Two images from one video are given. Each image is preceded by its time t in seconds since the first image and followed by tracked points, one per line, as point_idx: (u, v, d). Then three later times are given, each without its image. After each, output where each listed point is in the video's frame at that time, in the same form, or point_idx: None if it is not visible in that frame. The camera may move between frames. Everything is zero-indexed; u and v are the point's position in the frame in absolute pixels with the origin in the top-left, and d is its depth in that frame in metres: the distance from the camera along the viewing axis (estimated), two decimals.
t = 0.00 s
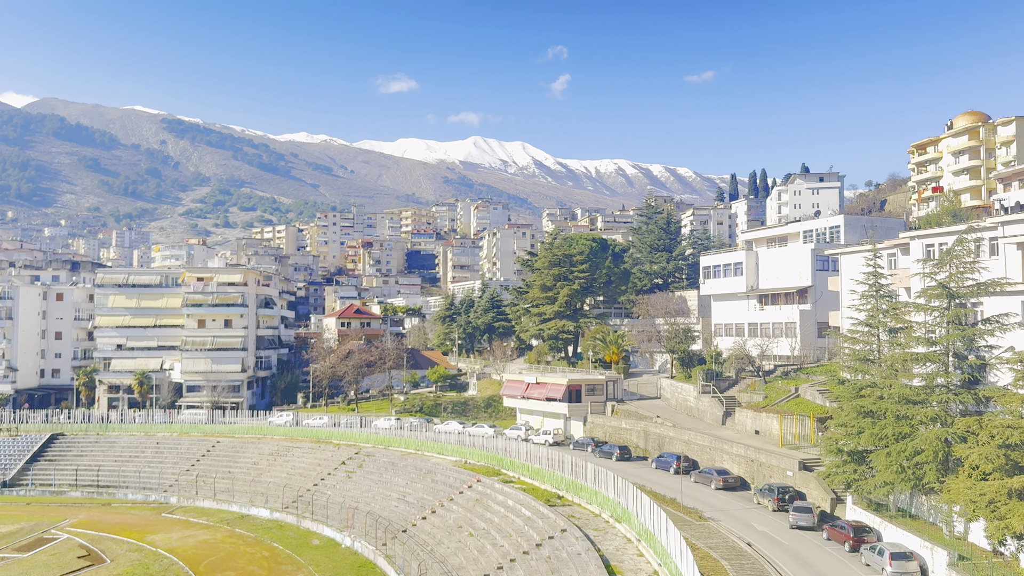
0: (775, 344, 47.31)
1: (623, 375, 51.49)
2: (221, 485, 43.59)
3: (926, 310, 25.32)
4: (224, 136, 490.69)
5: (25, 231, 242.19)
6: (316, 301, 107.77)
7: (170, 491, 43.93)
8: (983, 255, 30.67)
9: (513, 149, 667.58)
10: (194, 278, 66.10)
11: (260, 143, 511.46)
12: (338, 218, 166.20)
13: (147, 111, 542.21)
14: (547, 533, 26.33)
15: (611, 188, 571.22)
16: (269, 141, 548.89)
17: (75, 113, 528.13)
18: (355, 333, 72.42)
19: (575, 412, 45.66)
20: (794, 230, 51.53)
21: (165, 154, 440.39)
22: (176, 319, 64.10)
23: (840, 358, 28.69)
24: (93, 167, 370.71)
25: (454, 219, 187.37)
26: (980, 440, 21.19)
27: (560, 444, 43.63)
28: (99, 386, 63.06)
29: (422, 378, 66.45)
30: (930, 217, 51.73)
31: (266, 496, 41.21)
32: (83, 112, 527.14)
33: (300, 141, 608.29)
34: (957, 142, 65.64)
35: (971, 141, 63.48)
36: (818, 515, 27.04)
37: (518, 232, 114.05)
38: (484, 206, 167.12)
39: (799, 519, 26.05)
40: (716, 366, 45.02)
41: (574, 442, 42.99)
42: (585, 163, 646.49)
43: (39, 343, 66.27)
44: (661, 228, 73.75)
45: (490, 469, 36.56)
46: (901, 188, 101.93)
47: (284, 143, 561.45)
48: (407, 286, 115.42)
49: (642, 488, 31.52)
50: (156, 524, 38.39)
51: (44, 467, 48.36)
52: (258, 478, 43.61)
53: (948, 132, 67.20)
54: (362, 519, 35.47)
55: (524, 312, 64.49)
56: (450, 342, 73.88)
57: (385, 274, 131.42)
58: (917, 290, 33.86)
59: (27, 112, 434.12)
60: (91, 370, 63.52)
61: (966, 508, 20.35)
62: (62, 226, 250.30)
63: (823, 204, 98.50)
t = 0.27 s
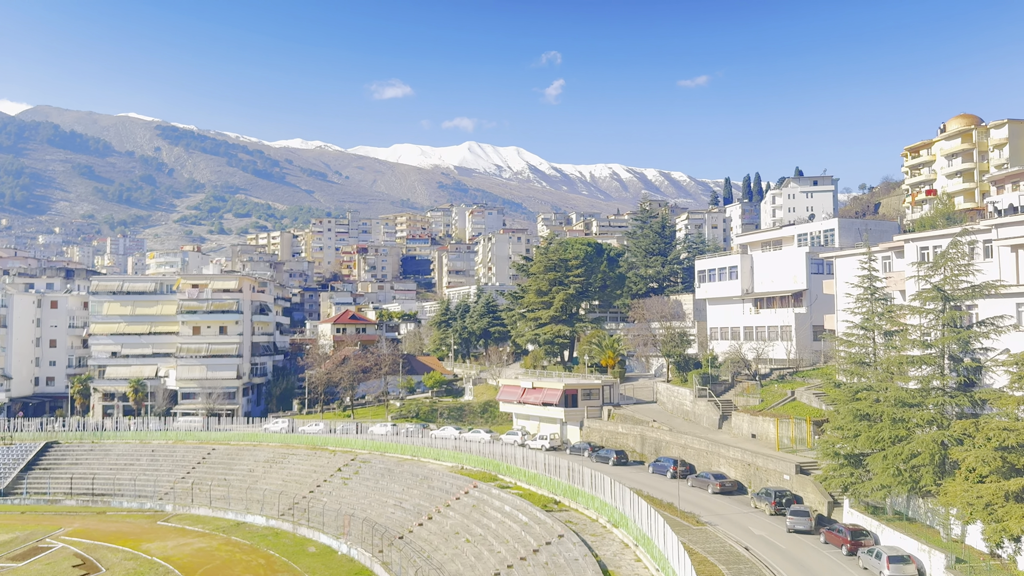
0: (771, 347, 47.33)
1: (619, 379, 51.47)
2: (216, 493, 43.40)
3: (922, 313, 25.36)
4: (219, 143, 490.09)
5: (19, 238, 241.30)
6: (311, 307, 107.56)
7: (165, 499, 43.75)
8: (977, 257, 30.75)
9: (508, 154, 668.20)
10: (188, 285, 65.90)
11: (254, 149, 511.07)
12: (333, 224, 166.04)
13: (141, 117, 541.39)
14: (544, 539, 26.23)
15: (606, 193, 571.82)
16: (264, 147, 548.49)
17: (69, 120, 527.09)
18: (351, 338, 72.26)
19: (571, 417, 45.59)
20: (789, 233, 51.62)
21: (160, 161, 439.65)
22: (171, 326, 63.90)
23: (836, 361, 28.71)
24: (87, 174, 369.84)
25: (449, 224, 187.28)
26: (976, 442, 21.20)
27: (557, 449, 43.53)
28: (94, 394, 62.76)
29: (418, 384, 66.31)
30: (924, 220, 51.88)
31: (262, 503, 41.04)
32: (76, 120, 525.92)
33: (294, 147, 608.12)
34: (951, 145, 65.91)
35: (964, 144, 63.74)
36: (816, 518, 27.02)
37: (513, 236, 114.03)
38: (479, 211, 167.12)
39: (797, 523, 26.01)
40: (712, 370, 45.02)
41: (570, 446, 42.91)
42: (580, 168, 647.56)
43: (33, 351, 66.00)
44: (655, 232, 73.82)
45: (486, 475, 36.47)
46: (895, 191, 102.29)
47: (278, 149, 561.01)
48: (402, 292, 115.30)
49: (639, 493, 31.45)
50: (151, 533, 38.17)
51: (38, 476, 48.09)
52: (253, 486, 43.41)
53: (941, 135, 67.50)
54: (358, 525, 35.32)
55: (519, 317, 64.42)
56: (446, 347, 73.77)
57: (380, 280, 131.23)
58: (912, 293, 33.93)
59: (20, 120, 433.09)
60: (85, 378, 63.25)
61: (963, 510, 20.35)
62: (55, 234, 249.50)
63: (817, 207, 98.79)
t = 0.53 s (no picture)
0: (772, 352, 47.26)
1: (620, 385, 51.41)
2: (217, 501, 43.30)
3: (922, 316, 25.34)
4: (218, 150, 490.71)
5: (19, 247, 241.29)
6: (311, 313, 107.52)
7: (166, 508, 43.67)
8: (978, 260, 30.73)
9: (507, 160, 668.98)
10: (189, 293, 65.89)
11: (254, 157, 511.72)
12: (333, 231, 166.06)
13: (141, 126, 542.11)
14: (546, 545, 26.16)
15: (605, 198, 572.01)
16: (263, 154, 549.19)
17: (69, 129, 527.79)
18: (351, 345, 72.20)
19: (572, 423, 45.52)
20: (789, 237, 51.59)
21: (159, 169, 440.15)
22: (171, 334, 63.87)
23: (837, 365, 28.65)
24: (87, 183, 370.17)
25: (449, 231, 187.32)
26: (979, 446, 21.16)
27: (558, 454, 43.41)
28: (95, 402, 62.69)
29: (419, 391, 66.21)
30: (924, 224, 51.86)
31: (263, 511, 40.96)
32: (76, 128, 526.72)
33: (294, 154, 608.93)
34: (950, 148, 65.96)
35: (963, 147, 63.77)
36: (818, 523, 26.97)
37: (513, 242, 114.02)
38: (479, 217, 167.14)
39: (799, 528, 25.96)
40: (713, 374, 44.96)
41: (572, 452, 42.81)
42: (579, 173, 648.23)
43: (34, 360, 65.96)
44: (655, 237, 73.79)
45: (487, 481, 36.40)
46: (895, 195, 102.31)
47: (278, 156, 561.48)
48: (402, 298, 115.26)
49: (641, 499, 31.37)
50: (152, 541, 38.07)
51: (39, 485, 47.99)
52: (254, 493, 43.31)
53: (940, 139, 67.56)
54: (360, 533, 35.22)
55: (520, 322, 64.35)
56: (447, 353, 73.71)
57: (380, 286, 131.14)
58: (913, 296, 33.90)
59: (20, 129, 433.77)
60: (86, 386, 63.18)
61: (966, 514, 20.30)
62: (55, 242, 249.58)
63: (817, 211, 98.84)
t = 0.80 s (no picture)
0: (779, 356, 47.10)
1: (627, 390, 51.32)
2: (224, 507, 43.32)
3: (930, 320, 25.21)
4: (224, 157, 492.71)
5: (26, 254, 242.54)
6: (317, 319, 107.70)
7: (173, 514, 43.73)
8: (985, 263, 30.58)
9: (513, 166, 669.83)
10: (195, 299, 66.09)
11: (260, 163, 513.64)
12: (339, 237, 166.42)
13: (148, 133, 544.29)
14: (553, 551, 26.08)
15: (610, 203, 571.83)
16: (269, 161, 551.15)
17: (76, 137, 530.82)
18: (357, 351, 72.21)
19: (578, 428, 45.43)
20: (795, 241, 51.46)
21: (166, 176, 442.11)
22: (178, 341, 64.03)
23: (844, 369, 28.49)
24: (94, 190, 372.07)
25: (454, 236, 187.57)
26: (988, 450, 21.02)
27: (565, 460, 43.29)
28: (102, 409, 62.55)
29: (425, 396, 66.19)
30: (931, 227, 51.68)
31: (270, 517, 40.98)
32: (83, 136, 529.75)
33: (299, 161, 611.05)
34: (956, 151, 65.73)
35: (970, 150, 63.55)
36: (827, 528, 26.82)
37: (518, 247, 114.09)
38: (484, 223, 167.32)
39: (807, 533, 25.82)
40: (720, 379, 44.83)
41: (578, 458, 42.70)
42: (583, 178, 648.49)
43: (41, 367, 66.24)
44: (661, 241, 73.74)
45: (494, 487, 36.31)
46: (901, 198, 102.02)
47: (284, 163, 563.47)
48: (408, 304, 115.38)
49: (648, 504, 31.24)
50: (159, 548, 38.10)
51: (46, 492, 48.10)
52: (261, 500, 43.32)
53: (946, 141, 67.39)
54: (366, 539, 35.17)
55: (525, 327, 64.29)
56: (452, 358, 73.73)
57: (386, 292, 131.34)
58: (920, 300, 33.77)
59: (27, 137, 436.15)
60: (93, 393, 63.33)
61: (976, 519, 20.15)
62: (63, 250, 250.81)
63: (823, 215, 98.62)
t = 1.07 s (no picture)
0: (792, 362, 46.83)
1: (639, 396, 51.16)
2: (237, 514, 43.47)
3: (945, 324, 25.00)
4: (237, 165, 496.01)
5: (41, 263, 244.77)
6: (329, 326, 108.06)
7: (186, 521, 43.94)
8: (1001, 267, 30.31)
9: (523, 171, 670.61)
10: (208, 306, 66.44)
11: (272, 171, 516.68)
12: (350, 243, 167.12)
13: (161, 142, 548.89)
14: (566, 558, 26.01)
15: (621, 209, 571.24)
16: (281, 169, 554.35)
17: (90, 145, 535.92)
18: (369, 357, 72.38)
19: (591, 434, 45.30)
20: (808, 246, 51.19)
21: (179, 184, 445.47)
22: (191, 348, 64.40)
23: (859, 375, 28.23)
24: (108, 199, 375.55)
25: (465, 242, 187.89)
26: (1005, 456, 20.79)
27: (577, 466, 43.14)
28: (116, 416, 63.19)
29: (436, 403, 66.21)
30: (945, 231, 51.30)
31: (282, 524, 41.10)
32: (97, 145, 534.65)
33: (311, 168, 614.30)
34: (970, 154, 65.26)
35: (984, 153, 63.08)
36: (842, 535, 26.59)
37: (529, 253, 114.18)
38: (495, 229, 167.54)
39: (822, 540, 25.61)
40: (733, 385, 44.61)
41: (591, 464, 42.56)
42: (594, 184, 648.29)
43: (56, 374, 66.76)
44: (672, 246, 73.55)
45: (506, 493, 36.26)
46: (915, 202, 101.36)
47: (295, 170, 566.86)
48: (419, 310, 115.57)
49: (661, 511, 31.09)
50: (173, 555, 38.28)
51: (61, 498, 48.45)
52: (274, 506, 43.43)
53: (959, 145, 66.98)
54: (378, 546, 35.21)
55: (537, 333, 64.25)
56: (464, 364, 73.76)
57: (398, 298, 131.68)
58: (935, 304, 33.52)
59: (42, 146, 440.80)
60: (107, 400, 63.81)
61: (994, 525, 19.92)
62: (77, 258, 252.98)
63: (835, 219, 98.10)
